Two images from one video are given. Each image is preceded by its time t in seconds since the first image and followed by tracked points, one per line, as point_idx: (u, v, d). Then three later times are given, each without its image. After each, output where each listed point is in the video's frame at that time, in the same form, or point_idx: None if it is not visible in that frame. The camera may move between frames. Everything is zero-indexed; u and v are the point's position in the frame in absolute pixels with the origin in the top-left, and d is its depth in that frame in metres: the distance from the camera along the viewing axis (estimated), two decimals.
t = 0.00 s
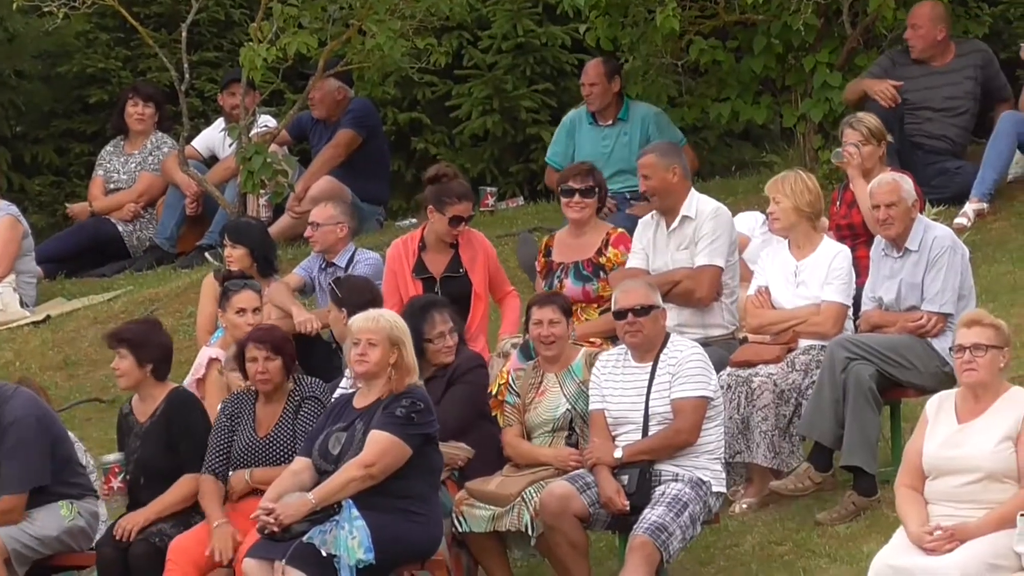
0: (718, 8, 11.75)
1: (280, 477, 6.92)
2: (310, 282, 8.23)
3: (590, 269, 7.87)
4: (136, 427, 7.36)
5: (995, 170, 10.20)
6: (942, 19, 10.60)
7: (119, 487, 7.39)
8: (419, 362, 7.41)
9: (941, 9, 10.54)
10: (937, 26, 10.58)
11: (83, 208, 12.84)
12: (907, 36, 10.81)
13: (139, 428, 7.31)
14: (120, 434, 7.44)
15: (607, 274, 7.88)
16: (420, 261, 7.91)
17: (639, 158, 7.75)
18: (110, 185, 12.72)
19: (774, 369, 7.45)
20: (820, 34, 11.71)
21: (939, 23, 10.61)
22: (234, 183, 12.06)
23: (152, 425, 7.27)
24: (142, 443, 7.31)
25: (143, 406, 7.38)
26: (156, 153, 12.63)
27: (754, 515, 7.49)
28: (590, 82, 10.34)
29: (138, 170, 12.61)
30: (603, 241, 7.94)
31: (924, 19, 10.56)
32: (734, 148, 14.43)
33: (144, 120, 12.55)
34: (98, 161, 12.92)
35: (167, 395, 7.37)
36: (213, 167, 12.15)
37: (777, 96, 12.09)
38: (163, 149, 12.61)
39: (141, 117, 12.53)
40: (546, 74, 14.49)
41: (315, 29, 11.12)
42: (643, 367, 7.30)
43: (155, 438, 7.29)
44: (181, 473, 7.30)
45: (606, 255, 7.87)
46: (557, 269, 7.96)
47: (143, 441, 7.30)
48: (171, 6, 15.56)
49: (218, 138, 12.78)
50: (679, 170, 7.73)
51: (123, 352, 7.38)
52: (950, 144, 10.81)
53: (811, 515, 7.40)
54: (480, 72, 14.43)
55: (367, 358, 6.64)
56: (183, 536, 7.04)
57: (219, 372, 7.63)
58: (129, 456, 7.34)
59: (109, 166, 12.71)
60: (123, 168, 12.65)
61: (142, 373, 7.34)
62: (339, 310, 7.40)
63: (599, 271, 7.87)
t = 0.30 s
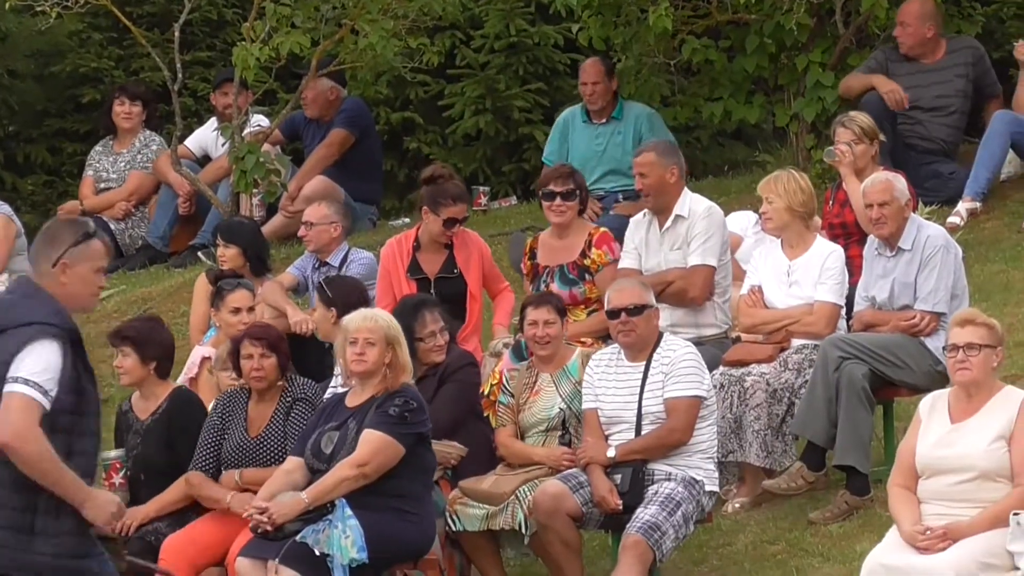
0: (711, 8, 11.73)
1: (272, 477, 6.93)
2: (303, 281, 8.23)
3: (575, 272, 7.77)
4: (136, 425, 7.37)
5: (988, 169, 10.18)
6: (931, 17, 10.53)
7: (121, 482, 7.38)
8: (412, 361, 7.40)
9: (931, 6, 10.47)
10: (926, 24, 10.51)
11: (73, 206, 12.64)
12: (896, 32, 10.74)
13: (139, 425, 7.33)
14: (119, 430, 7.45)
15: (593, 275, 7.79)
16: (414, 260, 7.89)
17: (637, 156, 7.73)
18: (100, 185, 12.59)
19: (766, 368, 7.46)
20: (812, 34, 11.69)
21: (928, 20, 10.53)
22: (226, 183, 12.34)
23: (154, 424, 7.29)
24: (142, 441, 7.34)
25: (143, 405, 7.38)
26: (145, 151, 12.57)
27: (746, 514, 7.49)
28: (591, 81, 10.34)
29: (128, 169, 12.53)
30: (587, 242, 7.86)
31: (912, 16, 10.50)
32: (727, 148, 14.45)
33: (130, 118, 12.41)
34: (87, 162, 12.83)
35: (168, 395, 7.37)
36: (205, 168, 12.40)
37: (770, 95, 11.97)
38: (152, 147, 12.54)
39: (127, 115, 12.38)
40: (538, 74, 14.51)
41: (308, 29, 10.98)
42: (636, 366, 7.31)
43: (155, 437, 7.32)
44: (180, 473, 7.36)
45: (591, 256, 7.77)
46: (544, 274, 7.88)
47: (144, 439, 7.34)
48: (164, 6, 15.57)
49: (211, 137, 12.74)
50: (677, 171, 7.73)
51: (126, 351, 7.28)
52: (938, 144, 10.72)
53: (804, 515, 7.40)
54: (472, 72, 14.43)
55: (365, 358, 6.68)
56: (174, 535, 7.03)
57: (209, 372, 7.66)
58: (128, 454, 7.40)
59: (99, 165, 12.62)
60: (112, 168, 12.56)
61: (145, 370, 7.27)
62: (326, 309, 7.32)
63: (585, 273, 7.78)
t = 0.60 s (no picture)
0: (704, 7, 11.70)
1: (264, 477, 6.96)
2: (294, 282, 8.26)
3: (561, 274, 7.86)
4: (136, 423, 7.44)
5: (981, 168, 10.15)
6: (921, 15, 10.44)
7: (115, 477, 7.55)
8: (405, 360, 7.39)
9: (920, 4, 10.37)
10: (916, 22, 10.43)
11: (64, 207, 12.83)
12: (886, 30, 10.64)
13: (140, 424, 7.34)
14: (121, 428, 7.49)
15: (579, 276, 7.86)
16: (406, 260, 7.89)
17: (633, 155, 7.72)
18: (90, 185, 12.78)
19: (759, 367, 7.45)
20: (805, 33, 11.64)
21: (919, 18, 10.44)
22: (218, 182, 12.03)
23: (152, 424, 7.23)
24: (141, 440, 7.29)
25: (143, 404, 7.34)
26: (133, 151, 12.69)
27: (738, 513, 7.48)
28: (592, 94, 10.31)
29: (117, 169, 12.67)
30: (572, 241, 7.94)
31: (902, 15, 10.41)
32: (719, 147, 14.45)
33: (117, 117, 12.63)
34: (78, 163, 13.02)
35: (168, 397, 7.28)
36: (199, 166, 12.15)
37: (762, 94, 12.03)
38: (140, 146, 12.66)
39: (113, 114, 12.61)
40: (531, 73, 14.53)
41: (301, 28, 11.05)
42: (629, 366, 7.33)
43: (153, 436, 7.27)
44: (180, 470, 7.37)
45: (576, 256, 7.84)
46: (529, 276, 7.94)
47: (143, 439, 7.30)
48: (157, 5, 15.57)
49: (204, 136, 12.69)
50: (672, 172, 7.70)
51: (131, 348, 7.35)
52: (929, 146, 10.65)
53: (797, 514, 7.40)
54: (465, 71, 14.42)
55: (358, 356, 6.68)
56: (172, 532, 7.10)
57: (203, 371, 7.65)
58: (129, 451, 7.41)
59: (89, 165, 12.80)
60: (102, 168, 12.73)
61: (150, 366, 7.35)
62: (318, 307, 7.41)
63: (571, 275, 7.86)
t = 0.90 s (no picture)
0: (694, 8, 11.66)
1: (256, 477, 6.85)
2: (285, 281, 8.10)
3: (548, 275, 7.96)
4: (130, 422, 7.40)
5: (970, 169, 10.14)
6: (911, 15, 10.41)
7: (109, 482, 7.39)
8: (396, 360, 7.40)
9: (910, 4, 10.35)
10: (906, 22, 10.40)
11: (54, 207, 12.88)
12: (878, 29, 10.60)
13: (133, 423, 7.35)
14: (113, 430, 7.48)
15: (566, 278, 7.97)
16: (393, 260, 7.90)
17: (634, 156, 7.58)
18: (80, 186, 12.77)
19: (749, 368, 7.43)
20: (795, 34, 11.65)
21: (909, 18, 10.42)
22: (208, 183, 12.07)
23: (146, 423, 7.25)
24: (134, 440, 7.31)
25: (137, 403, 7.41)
26: (123, 153, 12.67)
27: (728, 514, 7.48)
28: (590, 95, 10.54)
29: (107, 171, 12.64)
30: (558, 243, 8.03)
31: (892, 15, 10.38)
32: (709, 148, 14.44)
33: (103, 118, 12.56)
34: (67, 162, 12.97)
35: (163, 398, 7.32)
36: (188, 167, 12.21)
37: (752, 95, 12.02)
38: (130, 148, 12.67)
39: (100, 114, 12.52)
40: (521, 73, 14.53)
41: (290, 29, 11.11)
42: (618, 366, 7.33)
43: (146, 436, 7.28)
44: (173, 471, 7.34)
45: (563, 256, 7.95)
46: (517, 277, 8.04)
47: (136, 438, 7.32)
48: (146, 6, 15.59)
49: (194, 137, 12.72)
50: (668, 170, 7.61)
51: (132, 347, 7.46)
52: (920, 148, 10.67)
53: (786, 515, 7.39)
54: (455, 72, 14.43)
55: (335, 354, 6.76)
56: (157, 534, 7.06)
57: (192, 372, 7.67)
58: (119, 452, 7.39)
59: (79, 167, 12.75)
60: (92, 170, 12.69)
61: (152, 365, 7.47)
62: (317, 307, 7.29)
63: (558, 276, 7.96)
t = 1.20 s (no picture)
0: (671, 8, 11.60)
1: (230, 478, 6.96)
2: (260, 283, 8.18)
3: (526, 275, 7.97)
4: (110, 423, 7.42)
5: (947, 169, 9.95)
6: (885, 16, 10.30)
7: (90, 484, 7.43)
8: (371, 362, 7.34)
9: (884, 6, 10.25)
10: (880, 25, 10.29)
11: (32, 206, 12.87)
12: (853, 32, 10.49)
13: (115, 423, 7.37)
14: (92, 431, 7.50)
15: (544, 278, 8.00)
16: (368, 260, 7.76)
17: (617, 156, 7.48)
18: (59, 186, 12.79)
19: (725, 369, 7.42)
20: (772, 34, 11.57)
21: (882, 20, 10.30)
22: (185, 184, 12.02)
23: (127, 424, 7.31)
24: (115, 441, 7.35)
25: (119, 404, 7.44)
26: (104, 154, 12.68)
27: (704, 515, 7.48)
28: (561, 91, 10.41)
29: (86, 171, 12.66)
30: (538, 242, 8.04)
31: (866, 17, 10.29)
32: (686, 148, 14.39)
33: (85, 114, 12.53)
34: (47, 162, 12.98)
35: (146, 398, 7.41)
36: (166, 168, 12.22)
37: (729, 96, 11.88)
38: (111, 150, 12.68)
39: (83, 112, 12.51)
40: (498, 74, 14.37)
41: (268, 30, 11.01)
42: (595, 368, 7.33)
43: (126, 437, 7.33)
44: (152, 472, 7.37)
45: (542, 257, 7.96)
46: (495, 277, 8.05)
47: (117, 439, 7.35)
48: (123, 7, 15.56)
49: (170, 137, 12.69)
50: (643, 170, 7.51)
51: (114, 349, 7.43)
52: (896, 149, 10.51)
53: (763, 515, 7.40)
54: (432, 73, 14.23)
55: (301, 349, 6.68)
56: (132, 536, 7.07)
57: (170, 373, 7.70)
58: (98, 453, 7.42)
59: (58, 167, 12.77)
60: (71, 170, 12.70)
61: (134, 368, 7.42)
62: (293, 309, 7.36)
63: (536, 276, 7.98)
